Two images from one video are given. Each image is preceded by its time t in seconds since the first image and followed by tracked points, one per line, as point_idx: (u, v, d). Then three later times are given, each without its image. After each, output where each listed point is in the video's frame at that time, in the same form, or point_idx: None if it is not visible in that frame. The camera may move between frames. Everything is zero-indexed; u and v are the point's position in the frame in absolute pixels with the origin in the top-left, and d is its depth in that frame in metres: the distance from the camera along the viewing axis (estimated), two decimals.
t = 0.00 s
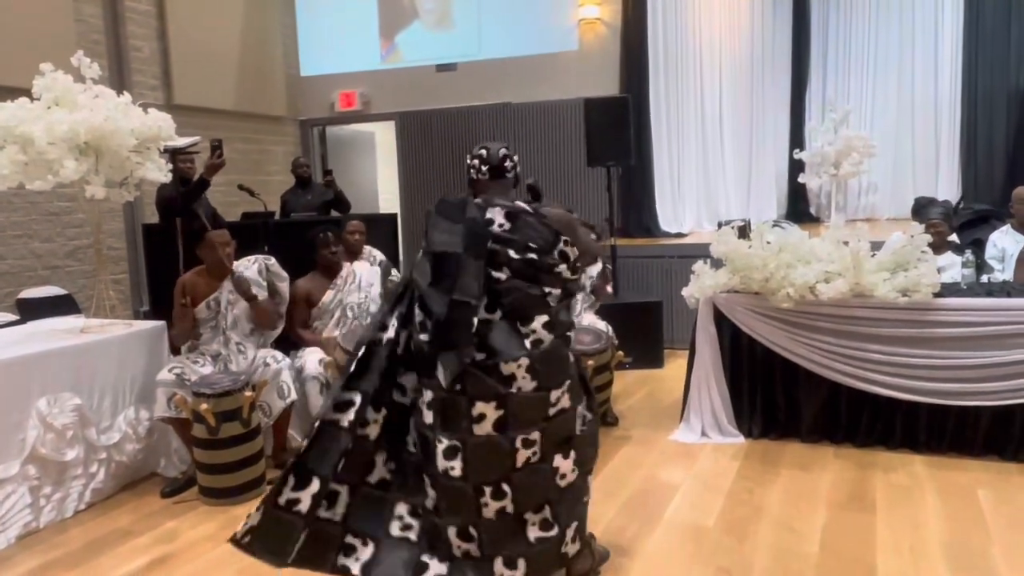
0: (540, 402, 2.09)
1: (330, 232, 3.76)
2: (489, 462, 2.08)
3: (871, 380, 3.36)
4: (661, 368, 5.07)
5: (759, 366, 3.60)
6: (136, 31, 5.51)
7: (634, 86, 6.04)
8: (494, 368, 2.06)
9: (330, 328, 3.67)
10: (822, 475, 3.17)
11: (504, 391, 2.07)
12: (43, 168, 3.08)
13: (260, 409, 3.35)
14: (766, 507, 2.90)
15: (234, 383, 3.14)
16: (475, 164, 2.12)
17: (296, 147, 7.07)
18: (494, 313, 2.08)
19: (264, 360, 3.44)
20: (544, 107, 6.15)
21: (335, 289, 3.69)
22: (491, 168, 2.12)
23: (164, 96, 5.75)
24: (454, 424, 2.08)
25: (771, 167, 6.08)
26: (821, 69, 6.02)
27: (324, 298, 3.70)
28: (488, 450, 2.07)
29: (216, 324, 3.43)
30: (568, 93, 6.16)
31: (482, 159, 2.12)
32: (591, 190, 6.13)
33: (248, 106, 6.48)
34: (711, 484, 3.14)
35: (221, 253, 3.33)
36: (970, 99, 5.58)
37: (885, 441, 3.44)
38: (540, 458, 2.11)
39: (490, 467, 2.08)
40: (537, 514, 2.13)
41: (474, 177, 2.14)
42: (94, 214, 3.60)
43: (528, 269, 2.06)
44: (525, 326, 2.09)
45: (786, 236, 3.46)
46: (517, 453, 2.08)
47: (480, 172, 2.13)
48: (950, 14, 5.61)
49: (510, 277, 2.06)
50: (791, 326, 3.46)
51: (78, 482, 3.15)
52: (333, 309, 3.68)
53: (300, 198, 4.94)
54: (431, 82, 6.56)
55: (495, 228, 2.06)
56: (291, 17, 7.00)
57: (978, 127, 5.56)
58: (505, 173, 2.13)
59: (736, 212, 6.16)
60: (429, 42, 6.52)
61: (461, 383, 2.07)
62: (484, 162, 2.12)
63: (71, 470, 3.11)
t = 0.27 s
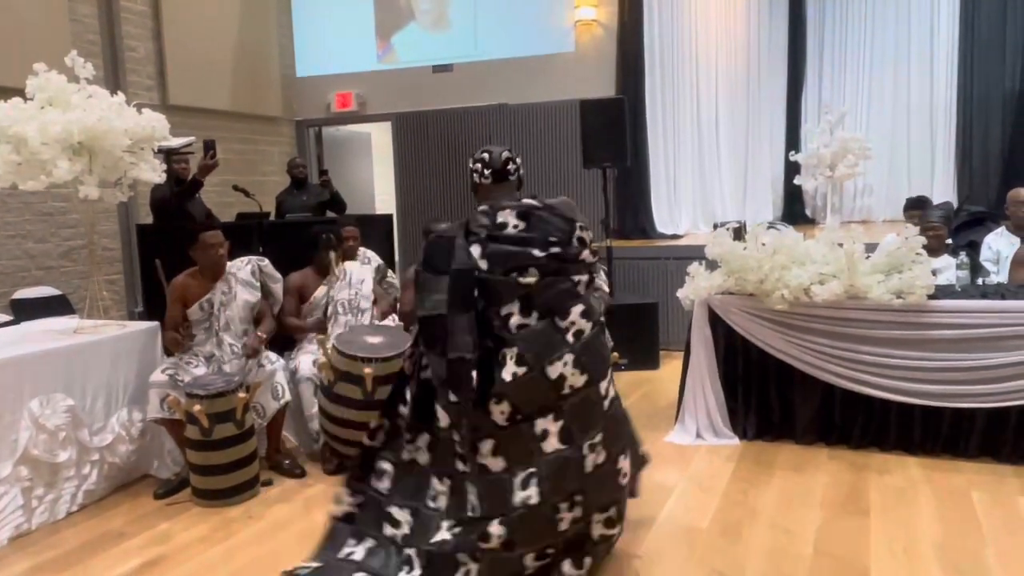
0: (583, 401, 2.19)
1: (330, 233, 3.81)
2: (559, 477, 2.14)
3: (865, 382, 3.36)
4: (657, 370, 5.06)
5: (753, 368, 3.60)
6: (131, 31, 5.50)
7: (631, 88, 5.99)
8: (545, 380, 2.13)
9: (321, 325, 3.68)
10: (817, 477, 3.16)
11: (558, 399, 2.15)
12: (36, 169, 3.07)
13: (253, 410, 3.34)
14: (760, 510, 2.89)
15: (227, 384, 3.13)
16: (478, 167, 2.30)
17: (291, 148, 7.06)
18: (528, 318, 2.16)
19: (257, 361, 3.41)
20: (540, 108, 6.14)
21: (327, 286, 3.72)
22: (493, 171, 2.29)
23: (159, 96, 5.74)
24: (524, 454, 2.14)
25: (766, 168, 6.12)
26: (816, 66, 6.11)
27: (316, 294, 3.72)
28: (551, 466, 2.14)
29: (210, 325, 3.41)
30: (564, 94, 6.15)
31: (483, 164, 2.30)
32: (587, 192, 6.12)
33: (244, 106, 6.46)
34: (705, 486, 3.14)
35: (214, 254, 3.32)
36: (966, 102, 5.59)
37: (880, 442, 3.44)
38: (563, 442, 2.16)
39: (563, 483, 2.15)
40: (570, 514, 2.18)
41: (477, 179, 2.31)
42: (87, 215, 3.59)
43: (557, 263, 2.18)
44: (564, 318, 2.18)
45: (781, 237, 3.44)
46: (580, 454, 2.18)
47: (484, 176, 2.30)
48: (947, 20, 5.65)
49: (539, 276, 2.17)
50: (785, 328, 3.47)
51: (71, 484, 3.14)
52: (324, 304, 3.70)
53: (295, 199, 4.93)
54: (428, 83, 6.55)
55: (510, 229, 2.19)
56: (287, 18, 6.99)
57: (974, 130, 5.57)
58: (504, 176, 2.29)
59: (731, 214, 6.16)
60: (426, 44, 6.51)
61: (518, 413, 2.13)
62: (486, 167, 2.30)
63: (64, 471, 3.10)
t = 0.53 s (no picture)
0: (607, 380, 2.20)
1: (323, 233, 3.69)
2: (595, 449, 2.16)
3: (859, 383, 3.37)
4: (651, 371, 5.07)
5: (746, 369, 3.60)
6: (125, 32, 5.49)
7: (626, 87, 6.05)
8: (574, 363, 2.11)
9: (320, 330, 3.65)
10: (809, 478, 3.17)
11: (586, 382, 2.15)
12: (28, 169, 3.06)
13: (246, 412, 3.33)
14: (752, 511, 2.89)
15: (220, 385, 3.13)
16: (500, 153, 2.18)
17: (286, 149, 7.05)
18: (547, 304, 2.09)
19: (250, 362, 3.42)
20: (534, 109, 6.15)
21: (324, 290, 3.67)
22: (516, 160, 2.17)
23: (153, 97, 5.73)
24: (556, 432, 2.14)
25: (757, 170, 6.06)
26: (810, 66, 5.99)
27: (313, 298, 3.67)
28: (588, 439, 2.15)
29: (203, 326, 3.40)
30: (559, 95, 6.16)
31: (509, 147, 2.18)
32: (581, 193, 6.12)
33: (238, 107, 6.46)
34: (698, 486, 3.14)
35: (209, 254, 3.31)
36: (959, 105, 5.61)
37: (873, 443, 3.44)
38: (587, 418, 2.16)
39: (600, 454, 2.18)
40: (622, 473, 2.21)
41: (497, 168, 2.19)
42: (80, 215, 3.58)
43: (581, 259, 2.15)
44: (580, 309, 2.16)
45: (775, 239, 3.44)
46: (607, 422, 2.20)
47: (503, 166, 2.19)
48: (940, 21, 5.64)
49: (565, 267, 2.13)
50: (778, 329, 3.47)
51: (62, 485, 3.12)
52: (322, 309, 3.66)
53: (289, 200, 4.93)
54: (423, 84, 6.55)
55: (546, 216, 2.13)
56: (282, 18, 6.99)
57: (966, 133, 5.58)
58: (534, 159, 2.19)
59: (725, 215, 6.18)
60: (421, 45, 6.51)
61: (541, 396, 2.10)
62: (510, 154, 2.17)
63: (55, 473, 3.09)
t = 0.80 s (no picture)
0: (590, 387, 2.32)
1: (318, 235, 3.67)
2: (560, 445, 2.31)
3: (853, 384, 3.38)
4: (645, 372, 5.07)
5: (740, 369, 3.61)
6: (118, 32, 5.48)
7: (619, 91, 5.95)
8: (561, 369, 2.22)
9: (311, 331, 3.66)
10: (803, 479, 3.18)
11: (569, 387, 2.26)
12: (20, 170, 3.05)
13: (239, 414, 3.33)
14: (746, 512, 2.89)
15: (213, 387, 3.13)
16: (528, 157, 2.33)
17: (280, 150, 7.03)
18: (547, 301, 2.25)
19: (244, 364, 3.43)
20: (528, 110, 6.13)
21: (316, 291, 3.67)
22: (542, 163, 2.33)
23: (146, 98, 5.71)
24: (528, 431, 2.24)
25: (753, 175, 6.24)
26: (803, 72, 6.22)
27: (305, 299, 3.68)
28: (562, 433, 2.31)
29: (196, 328, 3.40)
30: (553, 97, 6.16)
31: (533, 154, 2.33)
32: (575, 195, 6.12)
33: (232, 108, 6.44)
34: (692, 487, 3.15)
35: (202, 256, 3.30)
36: (952, 107, 5.63)
37: (866, 444, 3.45)
38: (561, 418, 2.28)
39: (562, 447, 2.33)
40: (602, 449, 2.45)
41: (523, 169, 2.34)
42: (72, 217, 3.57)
43: (588, 265, 2.34)
44: (576, 315, 2.32)
45: (769, 240, 3.45)
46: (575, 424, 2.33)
47: (530, 167, 2.33)
48: (932, 26, 5.73)
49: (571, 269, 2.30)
50: (771, 330, 3.48)
51: (54, 487, 3.11)
52: (314, 310, 3.67)
53: (282, 201, 4.91)
54: (417, 85, 6.55)
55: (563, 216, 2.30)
56: (276, 19, 6.97)
57: (960, 136, 5.59)
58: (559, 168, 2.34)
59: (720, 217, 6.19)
60: (415, 46, 6.51)
61: (523, 395, 2.21)
62: (535, 158, 2.33)
63: (47, 475, 3.08)
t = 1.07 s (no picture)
0: (605, 409, 2.30)
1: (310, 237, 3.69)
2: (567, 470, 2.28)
3: (848, 385, 3.38)
4: (640, 374, 5.08)
5: (734, 371, 3.62)
6: (113, 34, 5.48)
7: (616, 91, 6.06)
8: (572, 383, 2.22)
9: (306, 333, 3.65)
10: (797, 480, 3.18)
11: (582, 406, 2.25)
12: (14, 173, 3.04)
13: (235, 416, 3.33)
14: (740, 513, 2.90)
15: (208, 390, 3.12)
16: (538, 163, 2.27)
17: (275, 152, 7.03)
18: (566, 319, 2.25)
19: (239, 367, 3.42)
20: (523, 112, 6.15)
21: (311, 293, 3.66)
22: (553, 168, 2.27)
23: (141, 100, 5.71)
24: (537, 455, 2.21)
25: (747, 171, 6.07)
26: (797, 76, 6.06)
27: (300, 302, 3.67)
28: (576, 457, 2.30)
29: (191, 331, 3.40)
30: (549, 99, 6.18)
31: (543, 160, 2.28)
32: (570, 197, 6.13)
33: (226, 110, 6.44)
34: (687, 489, 3.15)
35: (197, 258, 3.29)
36: (945, 111, 5.64)
37: (860, 445, 3.46)
38: (572, 440, 2.27)
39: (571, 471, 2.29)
40: (611, 491, 2.39)
41: (535, 177, 2.28)
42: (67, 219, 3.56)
43: (606, 272, 2.28)
44: (598, 327, 2.29)
45: (763, 242, 3.46)
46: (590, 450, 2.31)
47: (541, 173, 2.27)
48: (926, 32, 5.69)
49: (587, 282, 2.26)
50: (766, 332, 3.48)
51: (49, 491, 3.10)
52: (309, 313, 3.65)
53: (277, 204, 4.91)
54: (412, 88, 6.54)
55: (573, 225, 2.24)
56: (271, 22, 6.98)
57: (953, 140, 5.61)
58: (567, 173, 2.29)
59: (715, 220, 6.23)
60: (410, 48, 6.52)
61: (536, 416, 2.21)
62: (545, 164, 2.27)
63: (42, 478, 3.07)
